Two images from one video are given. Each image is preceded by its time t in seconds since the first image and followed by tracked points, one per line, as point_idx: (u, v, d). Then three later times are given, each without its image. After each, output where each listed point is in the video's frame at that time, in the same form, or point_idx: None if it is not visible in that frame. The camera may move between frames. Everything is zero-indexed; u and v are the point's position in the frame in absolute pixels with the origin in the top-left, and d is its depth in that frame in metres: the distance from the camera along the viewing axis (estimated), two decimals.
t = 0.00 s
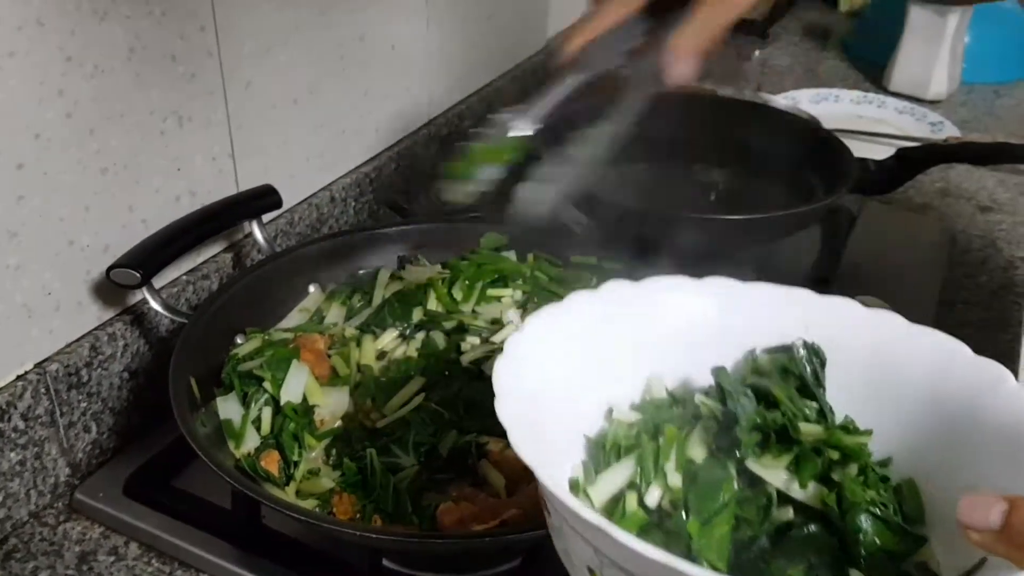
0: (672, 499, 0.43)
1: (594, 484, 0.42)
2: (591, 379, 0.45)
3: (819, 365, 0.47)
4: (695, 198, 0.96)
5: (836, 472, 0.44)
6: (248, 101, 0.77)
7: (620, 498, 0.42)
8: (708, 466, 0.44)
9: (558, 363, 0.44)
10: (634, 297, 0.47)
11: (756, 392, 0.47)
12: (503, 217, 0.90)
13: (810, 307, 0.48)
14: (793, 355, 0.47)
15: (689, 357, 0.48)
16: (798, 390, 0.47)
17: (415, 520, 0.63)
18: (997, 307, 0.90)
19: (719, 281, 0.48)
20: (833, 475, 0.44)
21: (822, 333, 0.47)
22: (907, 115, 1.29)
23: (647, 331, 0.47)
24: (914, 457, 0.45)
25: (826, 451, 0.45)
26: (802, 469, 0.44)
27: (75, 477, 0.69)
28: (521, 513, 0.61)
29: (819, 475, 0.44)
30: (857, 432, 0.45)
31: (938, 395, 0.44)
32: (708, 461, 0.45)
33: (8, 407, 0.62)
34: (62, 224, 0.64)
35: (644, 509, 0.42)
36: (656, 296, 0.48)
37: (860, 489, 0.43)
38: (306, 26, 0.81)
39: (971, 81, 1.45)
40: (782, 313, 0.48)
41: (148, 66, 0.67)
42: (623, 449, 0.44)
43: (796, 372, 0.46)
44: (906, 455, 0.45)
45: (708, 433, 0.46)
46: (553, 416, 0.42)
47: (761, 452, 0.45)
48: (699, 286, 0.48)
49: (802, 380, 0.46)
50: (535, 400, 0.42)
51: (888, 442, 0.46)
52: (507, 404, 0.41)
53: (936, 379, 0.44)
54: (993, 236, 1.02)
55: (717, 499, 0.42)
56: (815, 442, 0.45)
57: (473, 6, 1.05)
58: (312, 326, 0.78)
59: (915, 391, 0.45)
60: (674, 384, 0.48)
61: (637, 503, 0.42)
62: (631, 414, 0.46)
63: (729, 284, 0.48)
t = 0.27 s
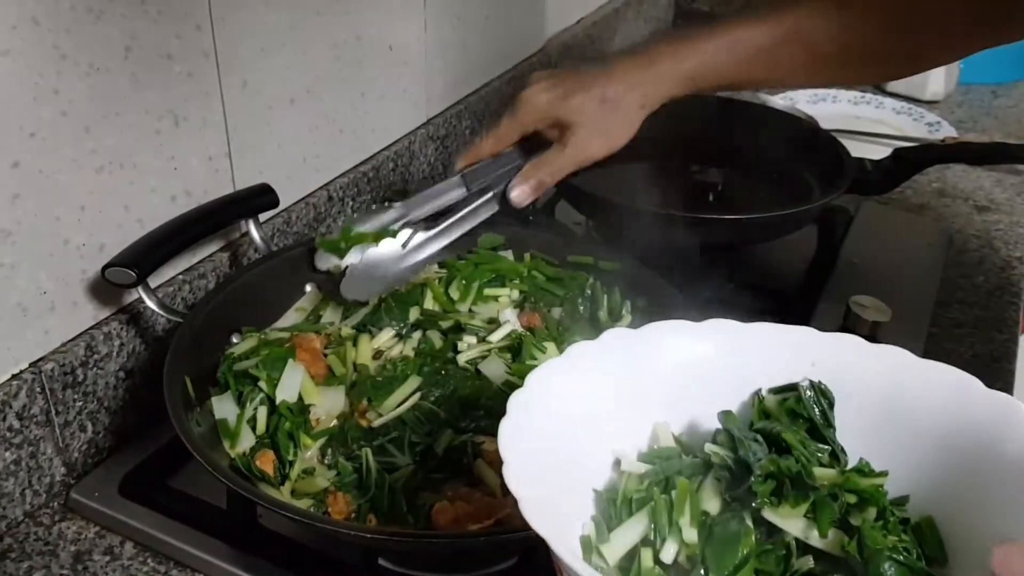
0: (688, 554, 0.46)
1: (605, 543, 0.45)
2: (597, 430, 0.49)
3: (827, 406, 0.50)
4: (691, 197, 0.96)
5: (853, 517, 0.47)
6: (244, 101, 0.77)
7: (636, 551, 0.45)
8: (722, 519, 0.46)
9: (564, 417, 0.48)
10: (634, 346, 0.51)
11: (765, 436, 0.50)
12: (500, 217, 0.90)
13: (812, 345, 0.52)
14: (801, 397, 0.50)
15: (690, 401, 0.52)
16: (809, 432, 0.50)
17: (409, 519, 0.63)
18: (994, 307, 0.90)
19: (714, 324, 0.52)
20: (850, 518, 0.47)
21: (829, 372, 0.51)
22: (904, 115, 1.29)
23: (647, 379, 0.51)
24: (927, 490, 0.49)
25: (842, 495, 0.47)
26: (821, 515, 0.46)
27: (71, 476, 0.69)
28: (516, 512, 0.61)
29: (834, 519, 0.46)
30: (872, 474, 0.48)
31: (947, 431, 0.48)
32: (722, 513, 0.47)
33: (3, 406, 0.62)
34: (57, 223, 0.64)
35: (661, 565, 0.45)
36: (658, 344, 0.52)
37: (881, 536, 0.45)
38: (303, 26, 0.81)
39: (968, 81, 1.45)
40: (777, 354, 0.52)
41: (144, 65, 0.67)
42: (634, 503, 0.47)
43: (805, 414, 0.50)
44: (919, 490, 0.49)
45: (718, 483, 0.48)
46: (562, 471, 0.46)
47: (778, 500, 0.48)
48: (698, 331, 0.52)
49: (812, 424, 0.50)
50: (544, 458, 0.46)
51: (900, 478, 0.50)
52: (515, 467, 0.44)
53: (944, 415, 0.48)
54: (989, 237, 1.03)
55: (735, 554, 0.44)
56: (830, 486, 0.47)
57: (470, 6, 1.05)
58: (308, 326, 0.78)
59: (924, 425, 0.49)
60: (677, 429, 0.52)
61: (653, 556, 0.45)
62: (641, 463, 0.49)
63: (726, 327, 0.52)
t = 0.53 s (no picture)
0: (700, 561, 0.48)
1: (619, 549, 0.47)
2: (610, 434, 0.51)
3: (839, 413, 0.53)
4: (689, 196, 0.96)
5: (865, 523, 0.49)
6: (243, 99, 0.77)
7: (649, 557, 0.48)
8: (734, 526, 0.48)
9: (579, 421, 0.50)
10: (645, 352, 0.54)
11: (776, 443, 0.52)
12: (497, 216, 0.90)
13: (825, 351, 0.54)
14: (813, 405, 0.53)
15: (698, 407, 0.54)
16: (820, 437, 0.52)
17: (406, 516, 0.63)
18: (991, 306, 0.90)
19: (723, 331, 0.55)
20: (862, 525, 0.49)
21: (840, 378, 0.54)
22: (902, 115, 1.29)
23: (658, 384, 0.54)
24: (935, 494, 0.52)
25: (854, 503, 0.49)
26: (832, 522, 0.49)
27: (69, 474, 0.69)
28: (513, 510, 0.61)
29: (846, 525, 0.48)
30: (883, 481, 0.50)
31: (956, 433, 0.51)
32: (734, 519, 0.49)
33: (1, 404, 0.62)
34: (55, 221, 0.64)
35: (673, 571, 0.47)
36: (669, 349, 0.54)
37: (892, 543, 0.47)
38: (302, 24, 0.81)
39: (967, 81, 1.45)
40: (788, 361, 0.55)
41: (142, 64, 0.67)
42: (646, 510, 0.49)
43: (816, 420, 0.52)
44: (930, 494, 0.52)
45: (731, 490, 0.50)
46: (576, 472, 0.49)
47: (791, 506, 0.50)
48: (708, 336, 0.55)
49: (824, 431, 0.52)
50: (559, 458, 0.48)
51: (911, 483, 0.52)
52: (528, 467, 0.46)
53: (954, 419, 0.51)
54: (986, 235, 1.03)
55: (747, 560, 0.47)
56: (842, 492, 0.50)
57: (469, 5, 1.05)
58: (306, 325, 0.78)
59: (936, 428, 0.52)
60: (688, 434, 0.54)
61: (665, 562, 0.47)
62: (654, 468, 0.52)
63: (732, 333, 0.55)
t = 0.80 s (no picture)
0: (702, 567, 0.49)
1: (620, 553, 0.47)
2: (611, 435, 0.52)
3: (840, 416, 0.53)
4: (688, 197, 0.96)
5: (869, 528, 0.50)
6: (242, 99, 0.77)
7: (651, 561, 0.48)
8: (737, 531, 0.49)
9: (583, 418, 0.51)
10: (649, 352, 0.54)
11: (779, 446, 0.53)
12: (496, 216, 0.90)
13: (827, 354, 0.55)
14: (815, 407, 0.53)
15: (696, 407, 0.55)
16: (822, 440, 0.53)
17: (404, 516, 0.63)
18: (989, 307, 0.90)
19: (724, 332, 0.55)
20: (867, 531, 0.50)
21: (842, 382, 0.54)
22: (901, 116, 1.30)
23: (660, 384, 0.54)
24: (939, 499, 0.52)
25: (857, 507, 0.50)
26: (836, 526, 0.49)
27: (67, 473, 0.69)
28: (511, 512, 0.61)
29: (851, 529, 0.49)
30: (886, 485, 0.51)
31: (958, 438, 0.51)
32: (737, 523, 0.50)
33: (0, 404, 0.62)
34: (54, 221, 0.64)
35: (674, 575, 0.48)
36: (673, 349, 0.55)
37: (896, 548, 0.48)
38: (302, 24, 0.81)
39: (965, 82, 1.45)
40: (788, 363, 0.55)
41: (142, 64, 0.67)
42: (647, 513, 0.50)
43: (818, 422, 0.53)
44: (933, 499, 0.52)
45: (733, 493, 0.52)
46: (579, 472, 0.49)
47: (793, 511, 0.50)
48: (712, 336, 0.55)
49: (825, 433, 0.53)
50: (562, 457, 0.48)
51: (914, 488, 0.52)
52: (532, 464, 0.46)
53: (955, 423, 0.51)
54: (985, 237, 1.03)
55: (752, 564, 0.47)
56: (844, 496, 0.51)
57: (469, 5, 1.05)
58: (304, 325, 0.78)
59: (938, 432, 0.52)
60: (685, 435, 0.55)
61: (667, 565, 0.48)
62: (653, 471, 0.52)
63: (735, 335, 0.55)
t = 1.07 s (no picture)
0: None
1: None
2: (629, 471, 0.50)
3: (863, 445, 0.52)
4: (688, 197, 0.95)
5: (903, 566, 0.48)
6: (241, 98, 0.77)
7: None
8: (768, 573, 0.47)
9: (601, 458, 0.49)
10: (668, 378, 0.53)
11: (804, 477, 0.51)
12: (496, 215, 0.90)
13: (846, 379, 0.54)
14: (838, 437, 0.52)
15: (717, 436, 0.54)
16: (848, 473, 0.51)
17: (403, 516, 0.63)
18: (990, 308, 0.90)
19: (739, 357, 0.54)
20: (901, 569, 0.48)
21: (863, 407, 0.53)
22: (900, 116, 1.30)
23: (681, 412, 0.53)
24: (968, 527, 0.51)
25: (889, 544, 0.48)
26: (871, 566, 0.47)
27: (66, 472, 0.69)
28: (509, 513, 0.61)
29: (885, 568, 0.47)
30: (917, 521, 0.50)
31: (984, 459, 0.51)
32: (767, 566, 0.48)
33: None
34: (53, 220, 0.64)
35: None
36: (693, 375, 0.54)
37: None
38: (301, 23, 0.81)
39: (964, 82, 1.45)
40: (805, 387, 0.54)
41: (141, 62, 0.67)
42: (670, 556, 0.48)
43: (843, 452, 0.51)
44: (964, 533, 0.51)
45: (760, 532, 0.50)
46: (602, 509, 0.48)
47: (827, 553, 0.48)
48: (732, 361, 0.54)
49: (850, 463, 0.51)
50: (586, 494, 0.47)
51: (945, 521, 0.51)
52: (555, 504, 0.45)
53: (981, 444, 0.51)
54: (984, 237, 1.03)
55: None
56: (878, 532, 0.49)
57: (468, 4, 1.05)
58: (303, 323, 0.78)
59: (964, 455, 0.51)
60: (704, 466, 0.54)
61: None
62: (672, 507, 0.51)
63: (756, 359, 0.54)
